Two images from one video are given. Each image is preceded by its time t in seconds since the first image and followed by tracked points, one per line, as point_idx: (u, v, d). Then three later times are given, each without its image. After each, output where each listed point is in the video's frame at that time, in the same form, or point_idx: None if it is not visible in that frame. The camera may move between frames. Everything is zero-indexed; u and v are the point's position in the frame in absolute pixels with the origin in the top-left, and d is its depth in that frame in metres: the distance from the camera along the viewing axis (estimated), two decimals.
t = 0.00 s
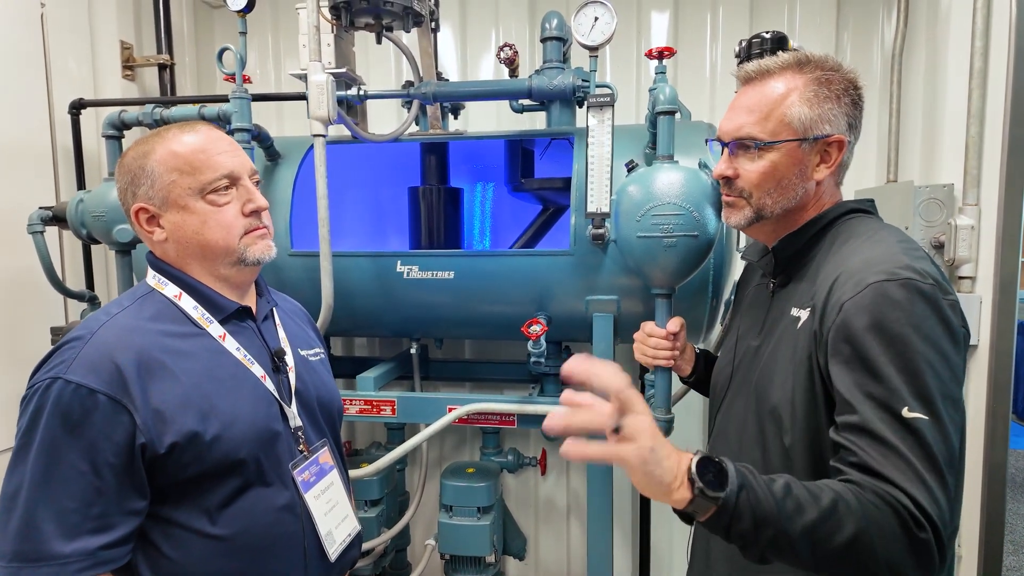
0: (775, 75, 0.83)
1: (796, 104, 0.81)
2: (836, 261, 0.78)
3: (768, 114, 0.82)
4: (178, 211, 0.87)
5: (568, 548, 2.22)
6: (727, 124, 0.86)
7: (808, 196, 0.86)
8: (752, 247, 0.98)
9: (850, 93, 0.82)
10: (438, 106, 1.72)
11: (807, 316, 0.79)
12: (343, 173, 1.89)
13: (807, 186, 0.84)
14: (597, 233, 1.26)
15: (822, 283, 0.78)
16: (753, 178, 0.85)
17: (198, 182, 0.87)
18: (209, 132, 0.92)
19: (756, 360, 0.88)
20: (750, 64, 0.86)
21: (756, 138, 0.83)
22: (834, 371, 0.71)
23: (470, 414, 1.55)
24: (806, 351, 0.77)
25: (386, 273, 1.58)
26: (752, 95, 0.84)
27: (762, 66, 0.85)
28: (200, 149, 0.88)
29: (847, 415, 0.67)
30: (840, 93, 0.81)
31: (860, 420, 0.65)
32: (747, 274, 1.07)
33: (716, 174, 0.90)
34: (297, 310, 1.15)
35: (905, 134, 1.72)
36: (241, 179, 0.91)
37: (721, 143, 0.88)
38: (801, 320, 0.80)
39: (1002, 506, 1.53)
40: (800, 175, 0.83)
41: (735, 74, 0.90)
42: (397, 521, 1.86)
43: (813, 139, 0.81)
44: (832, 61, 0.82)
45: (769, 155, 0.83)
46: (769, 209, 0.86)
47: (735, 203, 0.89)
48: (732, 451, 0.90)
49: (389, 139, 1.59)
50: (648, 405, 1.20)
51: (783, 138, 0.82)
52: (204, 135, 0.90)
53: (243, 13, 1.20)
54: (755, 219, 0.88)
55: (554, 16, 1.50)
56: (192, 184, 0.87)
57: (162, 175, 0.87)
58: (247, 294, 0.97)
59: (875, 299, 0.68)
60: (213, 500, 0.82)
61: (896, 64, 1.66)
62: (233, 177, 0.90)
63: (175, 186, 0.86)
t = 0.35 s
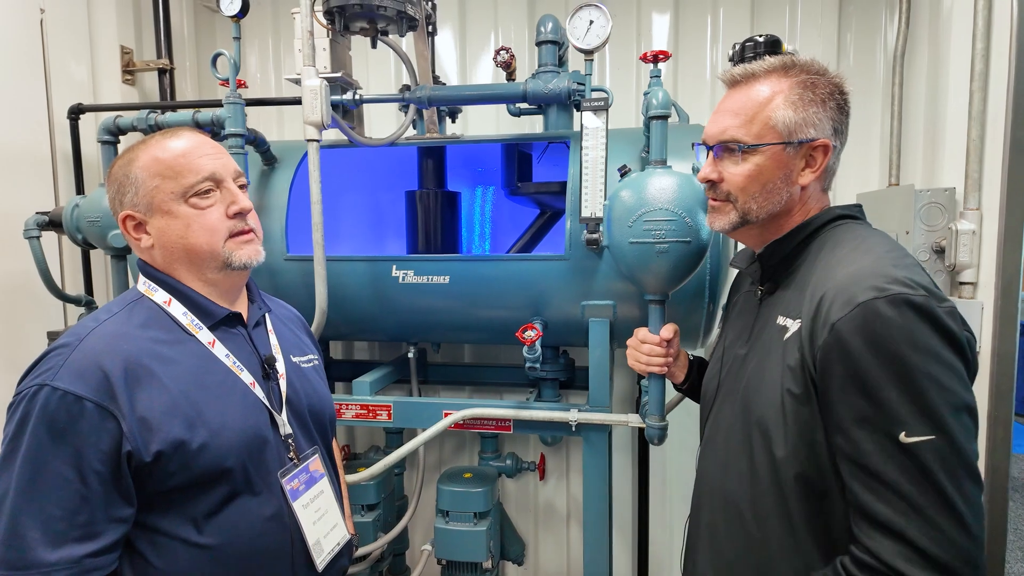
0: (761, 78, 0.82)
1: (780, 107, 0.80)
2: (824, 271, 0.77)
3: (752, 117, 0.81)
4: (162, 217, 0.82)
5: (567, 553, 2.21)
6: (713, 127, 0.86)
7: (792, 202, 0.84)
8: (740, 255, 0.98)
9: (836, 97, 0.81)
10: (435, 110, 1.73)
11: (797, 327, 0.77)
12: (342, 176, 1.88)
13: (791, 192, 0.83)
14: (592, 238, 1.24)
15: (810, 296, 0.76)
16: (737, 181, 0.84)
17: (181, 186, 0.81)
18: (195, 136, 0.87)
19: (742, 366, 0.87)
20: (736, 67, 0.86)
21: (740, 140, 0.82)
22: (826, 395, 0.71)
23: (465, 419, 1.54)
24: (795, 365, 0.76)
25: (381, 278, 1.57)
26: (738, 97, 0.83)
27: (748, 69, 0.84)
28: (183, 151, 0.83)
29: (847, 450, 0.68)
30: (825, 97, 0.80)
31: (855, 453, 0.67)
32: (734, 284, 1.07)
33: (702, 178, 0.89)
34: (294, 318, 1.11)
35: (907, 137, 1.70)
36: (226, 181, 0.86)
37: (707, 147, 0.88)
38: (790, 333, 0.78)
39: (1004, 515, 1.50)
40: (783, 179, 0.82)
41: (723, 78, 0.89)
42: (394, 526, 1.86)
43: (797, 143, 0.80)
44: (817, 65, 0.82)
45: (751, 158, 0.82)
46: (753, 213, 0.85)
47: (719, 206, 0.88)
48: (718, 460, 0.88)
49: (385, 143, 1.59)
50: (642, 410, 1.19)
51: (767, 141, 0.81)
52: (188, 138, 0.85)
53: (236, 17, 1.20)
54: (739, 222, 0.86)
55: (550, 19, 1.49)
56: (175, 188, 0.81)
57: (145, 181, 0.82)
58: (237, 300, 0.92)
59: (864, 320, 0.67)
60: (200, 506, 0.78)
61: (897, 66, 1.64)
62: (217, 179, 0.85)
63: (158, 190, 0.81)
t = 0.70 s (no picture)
0: (773, 77, 0.79)
1: (794, 107, 0.77)
2: (852, 278, 0.73)
3: (764, 118, 0.78)
4: (164, 225, 0.82)
5: (588, 561, 2.16)
6: (723, 129, 0.83)
7: (808, 206, 0.81)
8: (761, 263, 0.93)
9: (853, 96, 0.78)
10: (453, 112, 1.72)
11: (835, 339, 0.73)
12: (362, 179, 1.88)
13: (806, 195, 0.79)
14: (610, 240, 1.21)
15: (846, 305, 0.72)
16: (749, 184, 0.80)
17: (179, 195, 0.81)
18: (205, 143, 0.86)
19: (765, 375, 0.83)
20: (748, 66, 0.83)
21: (752, 141, 0.79)
22: (895, 408, 0.66)
23: (483, 424, 1.51)
24: (840, 378, 0.71)
25: (397, 281, 1.56)
26: (749, 97, 0.80)
27: (760, 68, 0.81)
28: (185, 159, 0.82)
29: (961, 459, 0.62)
30: (841, 96, 0.77)
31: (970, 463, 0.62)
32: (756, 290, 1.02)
33: (712, 181, 0.86)
34: (312, 316, 1.06)
35: (947, 135, 1.62)
36: (226, 190, 0.84)
37: (717, 149, 0.84)
38: (823, 347, 0.74)
39: None
40: (798, 183, 0.78)
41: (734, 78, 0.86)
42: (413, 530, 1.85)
43: (811, 144, 0.77)
44: (832, 63, 0.79)
45: (763, 160, 0.79)
46: (766, 217, 0.81)
47: (731, 210, 0.84)
48: (741, 471, 0.83)
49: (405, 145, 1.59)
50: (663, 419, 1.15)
51: (780, 142, 0.78)
52: (195, 145, 0.84)
53: (253, 20, 1.20)
54: (751, 227, 0.83)
55: (569, 17, 1.46)
56: (174, 197, 0.81)
57: (150, 188, 0.82)
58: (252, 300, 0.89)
59: (929, 319, 0.64)
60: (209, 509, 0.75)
61: (936, 60, 1.56)
62: (217, 188, 0.83)
63: (160, 199, 0.81)
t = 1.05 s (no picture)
0: (895, 54, 0.69)
1: (921, 88, 0.66)
2: (995, 282, 0.63)
3: (885, 101, 0.68)
4: (247, 222, 0.84)
5: None
6: (833, 115, 0.73)
7: (939, 201, 0.69)
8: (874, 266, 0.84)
9: (994, 72, 0.67)
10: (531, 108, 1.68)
11: (975, 355, 0.62)
12: (440, 179, 1.90)
13: (936, 189, 0.68)
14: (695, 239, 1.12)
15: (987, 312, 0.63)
16: (865, 177, 0.70)
17: (261, 193, 0.83)
18: (287, 143, 0.88)
19: (880, 394, 0.73)
20: (861, 44, 0.72)
21: (869, 128, 0.69)
22: None
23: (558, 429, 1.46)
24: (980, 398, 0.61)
25: (472, 281, 1.55)
26: (865, 78, 0.70)
27: (876, 45, 0.70)
28: (268, 159, 0.84)
29: None
30: (979, 73, 0.66)
31: None
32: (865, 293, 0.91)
33: (819, 175, 0.75)
34: (391, 317, 1.05)
35: None
36: (305, 188, 0.85)
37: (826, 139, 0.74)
38: (956, 364, 0.64)
39: None
40: (926, 175, 0.68)
41: (843, 58, 0.76)
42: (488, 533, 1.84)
43: (943, 130, 0.66)
44: (968, 34, 0.67)
45: (883, 149, 0.68)
46: (886, 215, 0.70)
47: (843, 207, 0.74)
48: (855, 508, 0.72)
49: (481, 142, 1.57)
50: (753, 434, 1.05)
51: (904, 129, 0.67)
52: (277, 145, 0.86)
53: (334, 21, 1.23)
54: (867, 225, 0.72)
55: (653, 3, 1.38)
56: (256, 195, 0.83)
57: (235, 187, 0.85)
58: (330, 300, 0.90)
59: None
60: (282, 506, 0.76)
61: None
62: (296, 186, 0.84)
63: (244, 197, 0.84)
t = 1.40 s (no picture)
0: (1004, 16, 0.60)
1: None
2: None
3: (993, 71, 0.60)
4: (301, 218, 0.85)
5: None
6: (932, 90, 0.65)
7: None
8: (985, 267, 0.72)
9: None
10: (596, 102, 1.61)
11: None
12: (507, 177, 1.87)
13: None
14: (773, 237, 1.02)
15: None
16: (968, 161, 0.62)
17: (317, 189, 0.83)
18: (342, 141, 0.88)
19: (991, 416, 0.64)
20: (960, 8, 0.64)
21: (973, 105, 0.61)
22: None
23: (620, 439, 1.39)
24: None
25: (532, 282, 1.51)
26: (968, 46, 0.62)
27: (980, 6, 0.62)
28: (324, 156, 0.85)
29: None
30: None
31: None
32: (971, 297, 0.79)
33: (911, 161, 0.67)
34: (441, 316, 1.03)
35: None
36: (359, 187, 0.85)
37: (922, 119, 0.66)
38: None
39: None
40: None
41: (937, 26, 0.67)
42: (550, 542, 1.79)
43: None
44: None
45: (992, 127, 0.61)
46: (993, 205, 0.62)
47: (941, 197, 0.66)
48: (960, 550, 0.63)
49: (544, 139, 1.54)
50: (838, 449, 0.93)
51: (1016, 102, 0.59)
52: (333, 143, 0.87)
53: (394, 21, 1.23)
54: (969, 217, 0.64)
55: None
56: (312, 191, 0.84)
57: (290, 183, 0.86)
58: (376, 300, 0.89)
59: None
60: (321, 504, 0.76)
61: None
62: (351, 184, 0.85)
63: (299, 192, 0.84)
